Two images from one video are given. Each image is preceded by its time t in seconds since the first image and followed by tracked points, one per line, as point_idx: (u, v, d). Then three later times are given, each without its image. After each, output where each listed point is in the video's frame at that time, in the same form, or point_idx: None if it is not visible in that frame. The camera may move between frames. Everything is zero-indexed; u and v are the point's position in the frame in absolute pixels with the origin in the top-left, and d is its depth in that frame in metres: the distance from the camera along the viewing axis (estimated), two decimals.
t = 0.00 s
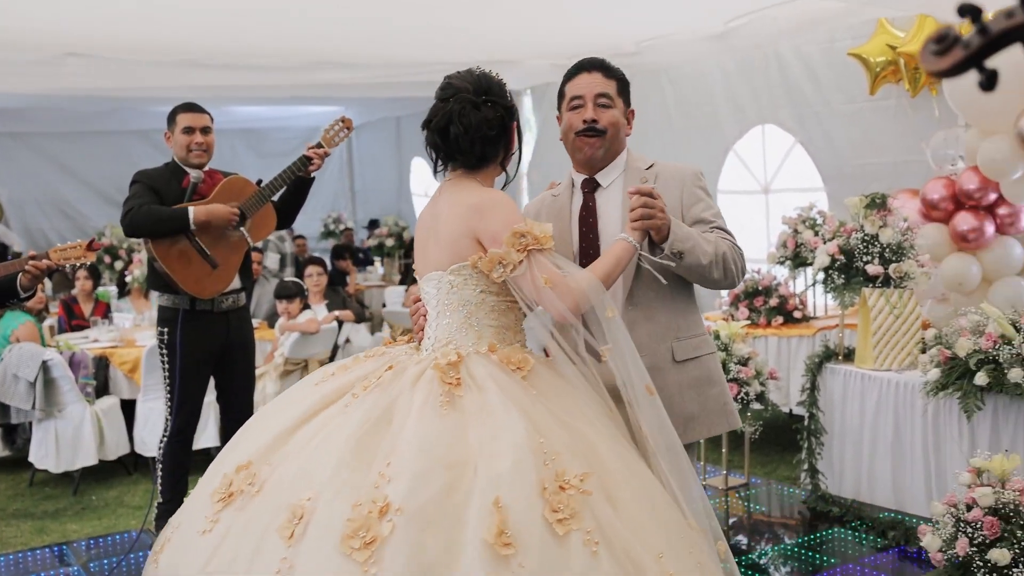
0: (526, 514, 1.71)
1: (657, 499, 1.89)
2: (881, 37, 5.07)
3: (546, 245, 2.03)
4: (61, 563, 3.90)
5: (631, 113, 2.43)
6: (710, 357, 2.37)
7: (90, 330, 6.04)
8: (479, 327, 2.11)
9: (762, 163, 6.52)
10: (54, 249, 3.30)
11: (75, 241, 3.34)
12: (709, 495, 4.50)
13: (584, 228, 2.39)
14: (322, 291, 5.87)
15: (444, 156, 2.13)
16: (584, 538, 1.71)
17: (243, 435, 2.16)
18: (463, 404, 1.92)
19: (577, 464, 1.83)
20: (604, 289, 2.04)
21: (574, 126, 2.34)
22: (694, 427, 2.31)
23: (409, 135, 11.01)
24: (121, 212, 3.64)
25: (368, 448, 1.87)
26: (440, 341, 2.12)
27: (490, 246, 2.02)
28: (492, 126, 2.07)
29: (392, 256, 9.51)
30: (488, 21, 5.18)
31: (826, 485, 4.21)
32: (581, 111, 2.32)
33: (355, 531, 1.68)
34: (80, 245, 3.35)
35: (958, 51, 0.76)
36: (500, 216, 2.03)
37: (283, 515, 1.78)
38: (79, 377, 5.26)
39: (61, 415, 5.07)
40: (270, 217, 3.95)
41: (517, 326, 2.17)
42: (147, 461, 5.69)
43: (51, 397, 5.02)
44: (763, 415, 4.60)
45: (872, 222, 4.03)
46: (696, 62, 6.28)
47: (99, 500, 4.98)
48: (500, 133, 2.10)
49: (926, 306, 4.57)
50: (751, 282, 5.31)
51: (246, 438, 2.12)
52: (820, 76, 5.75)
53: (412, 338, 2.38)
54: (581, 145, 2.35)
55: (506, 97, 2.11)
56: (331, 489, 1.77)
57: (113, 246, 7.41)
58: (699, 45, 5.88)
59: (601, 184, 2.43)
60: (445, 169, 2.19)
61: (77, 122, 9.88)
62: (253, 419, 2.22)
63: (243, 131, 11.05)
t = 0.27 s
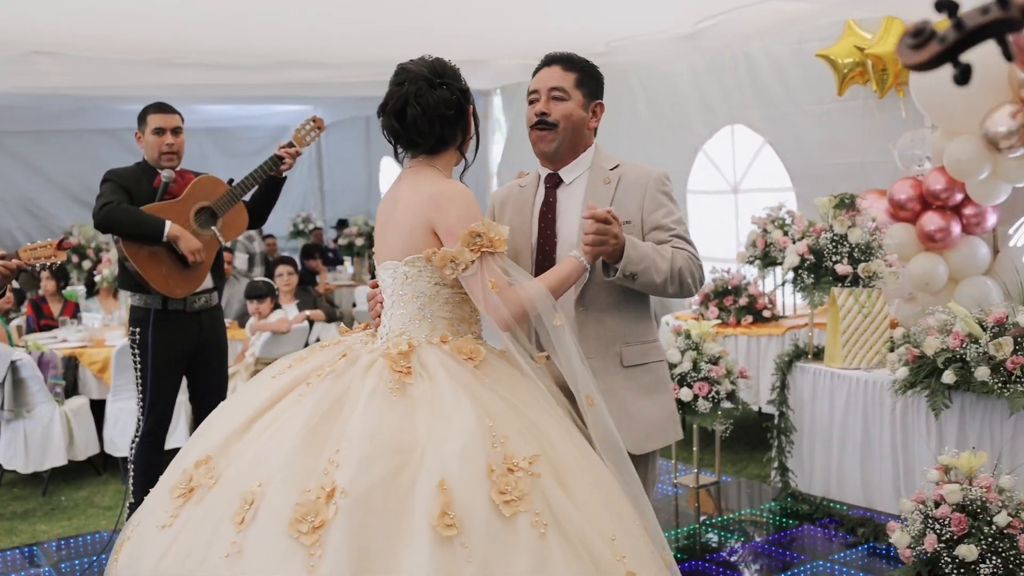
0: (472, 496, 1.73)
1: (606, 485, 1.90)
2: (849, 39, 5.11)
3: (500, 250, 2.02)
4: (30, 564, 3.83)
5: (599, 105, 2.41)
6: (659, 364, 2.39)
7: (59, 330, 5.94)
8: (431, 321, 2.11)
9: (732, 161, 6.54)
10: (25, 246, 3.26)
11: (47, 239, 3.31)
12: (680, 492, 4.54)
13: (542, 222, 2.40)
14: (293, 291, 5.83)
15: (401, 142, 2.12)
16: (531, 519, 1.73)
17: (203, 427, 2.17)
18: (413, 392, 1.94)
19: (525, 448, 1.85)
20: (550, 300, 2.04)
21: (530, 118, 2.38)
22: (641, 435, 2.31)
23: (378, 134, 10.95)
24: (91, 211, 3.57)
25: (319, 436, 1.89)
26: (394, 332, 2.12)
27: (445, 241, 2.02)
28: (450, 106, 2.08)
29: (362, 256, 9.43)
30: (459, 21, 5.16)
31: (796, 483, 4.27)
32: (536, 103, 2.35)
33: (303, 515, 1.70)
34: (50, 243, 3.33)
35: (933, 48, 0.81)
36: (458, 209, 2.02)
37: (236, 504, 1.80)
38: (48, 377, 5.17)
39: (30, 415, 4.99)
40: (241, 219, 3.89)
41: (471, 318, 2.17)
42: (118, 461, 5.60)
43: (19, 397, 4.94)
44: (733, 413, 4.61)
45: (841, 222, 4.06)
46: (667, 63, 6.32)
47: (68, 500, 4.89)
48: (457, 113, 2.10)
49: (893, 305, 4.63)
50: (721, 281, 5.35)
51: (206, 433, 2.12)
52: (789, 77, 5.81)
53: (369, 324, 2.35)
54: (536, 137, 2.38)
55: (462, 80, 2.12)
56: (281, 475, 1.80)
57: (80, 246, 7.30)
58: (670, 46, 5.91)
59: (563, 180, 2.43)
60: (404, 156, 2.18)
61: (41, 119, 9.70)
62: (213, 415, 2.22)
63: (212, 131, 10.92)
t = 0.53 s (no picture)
0: (414, 505, 1.70)
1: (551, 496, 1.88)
2: (827, 39, 5.13)
3: (448, 290, 1.98)
4: (10, 565, 3.79)
5: (570, 121, 2.36)
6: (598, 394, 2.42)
7: (37, 330, 5.87)
8: (373, 346, 2.05)
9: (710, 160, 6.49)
10: (7, 243, 3.52)
11: (27, 237, 3.54)
12: (661, 491, 4.56)
13: (501, 235, 2.39)
14: (273, 290, 5.81)
15: (354, 155, 2.06)
16: (473, 529, 1.71)
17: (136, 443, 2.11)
18: (354, 407, 1.90)
19: (467, 462, 1.83)
20: (491, 346, 2.01)
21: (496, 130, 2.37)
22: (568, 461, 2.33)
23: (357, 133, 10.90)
24: (75, 210, 3.56)
25: (259, 447, 1.85)
26: (336, 352, 2.06)
27: (394, 274, 1.96)
28: (403, 117, 2.03)
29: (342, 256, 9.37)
30: (439, 21, 5.13)
31: (775, 481, 4.28)
32: (502, 117, 2.33)
33: (241, 522, 1.66)
34: (33, 241, 3.55)
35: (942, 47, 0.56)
36: (411, 246, 1.95)
37: (174, 511, 1.75)
38: (27, 377, 5.10)
39: (9, 416, 4.89)
40: (223, 218, 3.86)
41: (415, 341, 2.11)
42: (97, 460, 5.54)
43: None
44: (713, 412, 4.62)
45: (820, 221, 4.07)
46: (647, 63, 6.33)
47: (48, 500, 4.84)
48: (411, 123, 2.05)
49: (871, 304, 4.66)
50: (700, 281, 5.38)
51: (146, 443, 2.06)
52: (767, 77, 5.84)
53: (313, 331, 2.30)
54: (501, 150, 2.37)
55: (416, 90, 2.07)
56: (221, 483, 1.76)
57: (58, 246, 7.21)
58: (649, 47, 5.93)
59: (528, 196, 2.41)
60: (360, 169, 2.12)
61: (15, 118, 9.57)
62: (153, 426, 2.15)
63: (189, 130, 10.83)
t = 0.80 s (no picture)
0: (369, 515, 1.66)
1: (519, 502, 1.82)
2: (826, 39, 5.13)
3: (420, 255, 1.95)
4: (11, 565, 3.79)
5: (545, 109, 2.35)
6: (584, 379, 2.33)
7: (36, 330, 5.87)
8: (349, 330, 2.01)
9: (709, 160, 6.50)
10: (8, 243, 3.52)
11: (28, 236, 3.54)
12: (662, 490, 4.57)
13: (479, 221, 2.34)
14: (273, 290, 5.81)
15: (319, 139, 2.03)
16: (428, 542, 1.65)
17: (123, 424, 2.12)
18: (322, 401, 1.86)
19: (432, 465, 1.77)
20: (473, 312, 1.95)
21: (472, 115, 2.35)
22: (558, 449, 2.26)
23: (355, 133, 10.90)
24: (76, 209, 3.55)
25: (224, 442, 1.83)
26: (313, 340, 2.03)
27: (364, 248, 1.93)
28: (366, 102, 1.98)
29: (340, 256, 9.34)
30: (439, 21, 5.13)
31: (776, 480, 4.29)
32: (479, 101, 2.32)
33: (196, 527, 1.66)
34: (33, 240, 3.56)
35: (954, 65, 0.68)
36: (378, 214, 1.93)
37: (136, 507, 1.76)
38: (28, 376, 5.11)
39: (10, 415, 4.92)
40: (224, 217, 3.86)
41: (393, 325, 2.06)
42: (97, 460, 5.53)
43: None
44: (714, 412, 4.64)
45: (821, 221, 4.07)
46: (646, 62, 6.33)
47: (49, 499, 4.84)
48: (376, 108, 2.00)
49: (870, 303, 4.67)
50: (700, 281, 5.40)
51: (127, 426, 2.08)
52: (766, 76, 5.84)
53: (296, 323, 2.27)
54: (476, 135, 2.34)
55: (383, 73, 2.02)
56: (181, 482, 1.75)
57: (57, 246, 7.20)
58: (647, 46, 5.93)
59: (505, 180, 2.38)
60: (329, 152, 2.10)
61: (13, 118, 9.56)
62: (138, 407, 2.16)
63: (187, 129, 10.81)
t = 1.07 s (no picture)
0: (291, 539, 1.61)
1: (462, 529, 1.74)
2: (828, 39, 5.14)
3: (377, 262, 1.93)
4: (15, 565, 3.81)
5: (524, 123, 2.29)
6: (573, 389, 2.20)
7: (39, 331, 5.87)
8: (311, 340, 1.99)
9: (711, 160, 6.49)
10: (12, 244, 3.53)
11: (32, 237, 3.55)
12: (665, 491, 4.57)
13: (459, 236, 2.27)
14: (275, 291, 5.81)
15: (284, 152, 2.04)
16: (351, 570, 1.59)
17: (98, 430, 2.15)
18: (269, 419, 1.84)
19: (368, 489, 1.71)
20: (430, 321, 1.91)
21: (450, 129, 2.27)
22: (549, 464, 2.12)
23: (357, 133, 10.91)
24: (80, 210, 3.55)
25: (168, 459, 1.82)
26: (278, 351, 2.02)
27: (322, 254, 1.93)
28: (326, 119, 1.96)
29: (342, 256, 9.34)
30: (439, 21, 5.12)
31: (779, 481, 4.29)
32: (456, 115, 2.25)
33: (123, 543, 1.64)
34: (37, 242, 3.56)
35: (959, 79, 0.57)
36: (337, 221, 1.93)
37: (76, 520, 1.77)
38: (31, 377, 5.12)
39: (13, 416, 4.94)
40: (228, 217, 3.83)
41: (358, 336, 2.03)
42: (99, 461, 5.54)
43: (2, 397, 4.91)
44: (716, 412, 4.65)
45: (824, 221, 4.06)
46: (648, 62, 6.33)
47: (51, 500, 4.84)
48: (336, 126, 1.97)
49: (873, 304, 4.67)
50: (703, 281, 5.42)
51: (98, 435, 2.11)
52: (767, 75, 5.85)
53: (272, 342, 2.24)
54: (455, 150, 2.28)
55: (354, 90, 1.98)
56: (117, 497, 1.74)
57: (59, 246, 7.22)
58: (648, 46, 5.94)
59: (483, 192, 2.32)
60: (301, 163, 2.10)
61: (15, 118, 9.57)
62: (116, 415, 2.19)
63: (188, 129, 10.82)
